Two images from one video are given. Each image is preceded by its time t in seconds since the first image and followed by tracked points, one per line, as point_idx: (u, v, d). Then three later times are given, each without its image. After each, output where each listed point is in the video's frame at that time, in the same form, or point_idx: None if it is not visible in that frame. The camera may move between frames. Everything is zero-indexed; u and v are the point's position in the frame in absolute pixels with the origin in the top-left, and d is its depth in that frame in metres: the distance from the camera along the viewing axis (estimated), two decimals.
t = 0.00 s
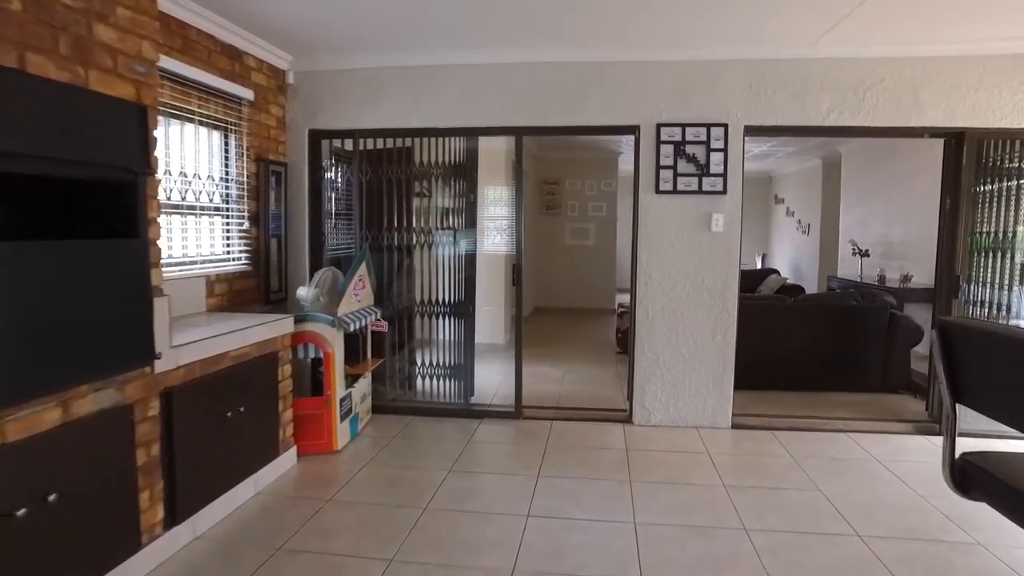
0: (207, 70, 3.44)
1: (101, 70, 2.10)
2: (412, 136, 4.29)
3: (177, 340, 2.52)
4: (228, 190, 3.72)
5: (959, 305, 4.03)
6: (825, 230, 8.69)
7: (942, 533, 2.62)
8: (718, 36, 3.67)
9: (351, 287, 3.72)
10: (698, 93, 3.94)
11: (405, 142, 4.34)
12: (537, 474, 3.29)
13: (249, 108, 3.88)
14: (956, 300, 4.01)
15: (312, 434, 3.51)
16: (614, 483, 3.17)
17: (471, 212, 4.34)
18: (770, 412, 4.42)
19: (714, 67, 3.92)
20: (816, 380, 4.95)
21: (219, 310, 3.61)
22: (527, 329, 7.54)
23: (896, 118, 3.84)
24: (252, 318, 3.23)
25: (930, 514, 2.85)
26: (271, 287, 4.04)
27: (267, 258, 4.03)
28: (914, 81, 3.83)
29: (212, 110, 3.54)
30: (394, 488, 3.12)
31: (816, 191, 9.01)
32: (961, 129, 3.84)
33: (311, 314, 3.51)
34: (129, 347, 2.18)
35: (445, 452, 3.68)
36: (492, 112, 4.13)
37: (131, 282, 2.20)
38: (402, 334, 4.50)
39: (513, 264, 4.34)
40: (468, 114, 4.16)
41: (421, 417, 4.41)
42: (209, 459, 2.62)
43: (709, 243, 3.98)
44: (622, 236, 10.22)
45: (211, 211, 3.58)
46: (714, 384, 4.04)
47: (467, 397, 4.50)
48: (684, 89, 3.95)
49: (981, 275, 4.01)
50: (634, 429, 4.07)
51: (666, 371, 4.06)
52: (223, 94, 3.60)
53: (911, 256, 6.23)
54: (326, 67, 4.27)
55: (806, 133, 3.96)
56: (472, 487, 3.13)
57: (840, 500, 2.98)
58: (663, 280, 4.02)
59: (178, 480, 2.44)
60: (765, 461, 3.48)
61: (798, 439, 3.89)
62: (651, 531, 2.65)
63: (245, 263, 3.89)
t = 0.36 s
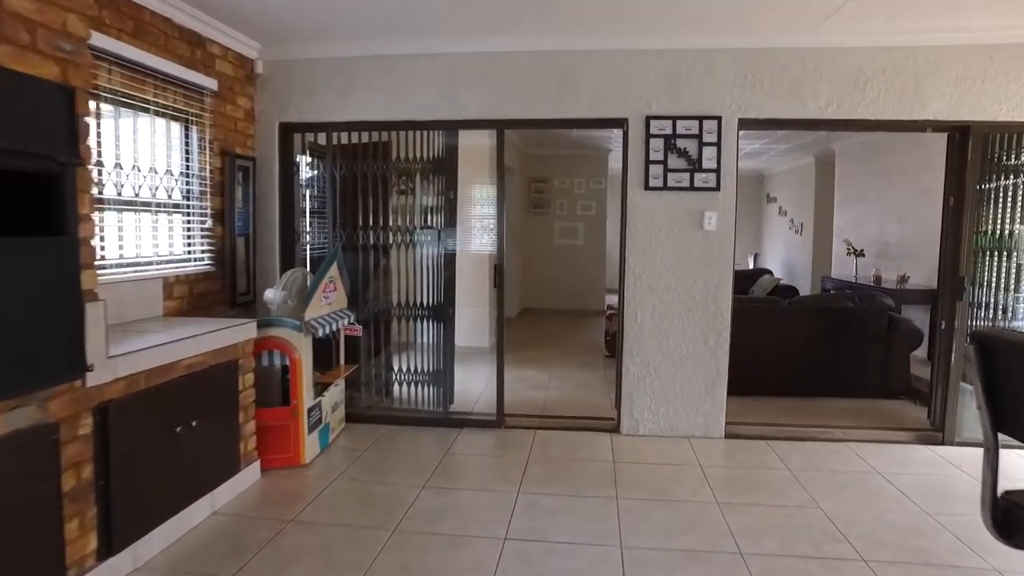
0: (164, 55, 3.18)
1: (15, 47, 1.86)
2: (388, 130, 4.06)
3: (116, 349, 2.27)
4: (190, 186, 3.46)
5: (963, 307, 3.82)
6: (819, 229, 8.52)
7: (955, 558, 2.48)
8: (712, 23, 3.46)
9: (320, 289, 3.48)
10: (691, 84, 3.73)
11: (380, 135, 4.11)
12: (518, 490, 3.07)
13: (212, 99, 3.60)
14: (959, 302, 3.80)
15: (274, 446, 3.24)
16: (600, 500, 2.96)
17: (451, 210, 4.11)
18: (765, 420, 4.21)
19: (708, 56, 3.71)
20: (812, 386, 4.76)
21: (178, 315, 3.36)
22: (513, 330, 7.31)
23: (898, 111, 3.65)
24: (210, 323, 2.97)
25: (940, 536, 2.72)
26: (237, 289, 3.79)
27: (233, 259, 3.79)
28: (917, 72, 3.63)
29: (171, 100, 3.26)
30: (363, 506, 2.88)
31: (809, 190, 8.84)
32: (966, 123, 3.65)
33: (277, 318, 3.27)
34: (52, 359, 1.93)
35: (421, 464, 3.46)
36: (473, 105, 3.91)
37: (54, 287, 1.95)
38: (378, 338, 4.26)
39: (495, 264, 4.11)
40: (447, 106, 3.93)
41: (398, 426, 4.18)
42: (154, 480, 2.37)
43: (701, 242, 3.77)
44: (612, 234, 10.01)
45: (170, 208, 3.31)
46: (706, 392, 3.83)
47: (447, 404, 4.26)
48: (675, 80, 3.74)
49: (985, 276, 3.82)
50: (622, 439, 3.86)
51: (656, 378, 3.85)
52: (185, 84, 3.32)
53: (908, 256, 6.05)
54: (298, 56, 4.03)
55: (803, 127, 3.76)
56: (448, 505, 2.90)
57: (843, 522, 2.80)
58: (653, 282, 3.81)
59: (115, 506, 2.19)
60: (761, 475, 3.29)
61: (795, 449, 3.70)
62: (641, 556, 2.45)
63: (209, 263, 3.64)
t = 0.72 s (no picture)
0: (91, 40, 2.90)
1: None
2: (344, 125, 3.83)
3: (18, 368, 2.01)
4: (122, 183, 3.18)
5: (937, 310, 3.72)
6: (788, 231, 8.47)
7: None
8: (684, 14, 3.30)
9: (267, 294, 3.23)
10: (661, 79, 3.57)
11: (335, 131, 3.88)
12: (479, 509, 2.88)
13: (149, 89, 3.32)
14: (935, 305, 3.70)
15: (216, 465, 2.99)
16: (566, 519, 2.77)
17: (411, 210, 3.90)
18: (736, 428, 4.07)
19: (679, 50, 3.55)
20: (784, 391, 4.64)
21: (109, 323, 3.08)
22: (480, 334, 7.10)
23: (873, 109, 3.53)
24: (141, 333, 2.71)
25: (920, 554, 2.59)
26: (178, 294, 3.52)
27: (174, 262, 3.52)
28: (893, 69, 3.52)
29: (96, 88, 2.97)
30: (308, 532, 2.65)
31: (779, 191, 8.79)
32: (942, 122, 3.55)
33: (219, 327, 3.03)
34: None
35: (375, 481, 3.24)
36: (434, 99, 3.70)
37: None
38: (333, 346, 4.02)
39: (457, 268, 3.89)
40: (406, 100, 3.72)
41: (354, 439, 3.95)
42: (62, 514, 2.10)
43: (671, 245, 3.61)
44: (582, 235, 9.85)
45: (99, 207, 3.03)
46: (677, 400, 3.67)
47: (406, 415, 4.04)
48: (646, 74, 3.57)
49: (959, 279, 3.73)
50: (589, 450, 3.68)
51: (625, 387, 3.68)
52: (113, 71, 3.04)
53: (878, 258, 5.99)
54: (246, 44, 3.77)
55: (777, 125, 3.62)
56: (400, 529, 2.69)
57: (820, 540, 2.66)
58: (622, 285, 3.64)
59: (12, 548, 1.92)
60: (734, 489, 3.14)
61: (768, 460, 3.56)
62: None
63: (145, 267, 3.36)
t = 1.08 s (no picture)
0: None
1: None
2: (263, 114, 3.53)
3: None
4: None
5: (879, 309, 3.68)
6: (729, 230, 8.51)
7: None
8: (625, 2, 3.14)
9: (173, 298, 2.92)
10: (602, 70, 3.41)
11: (252, 121, 3.57)
12: (408, 530, 2.65)
13: (31, 67, 2.94)
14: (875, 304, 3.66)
15: (111, 492, 2.67)
16: (502, 539, 2.57)
17: (338, 208, 3.63)
18: (680, 433, 3.95)
19: (620, 40, 3.40)
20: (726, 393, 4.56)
21: None
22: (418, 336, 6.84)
23: (815, 105, 3.46)
24: (13, 345, 2.37)
25: (868, 563, 2.49)
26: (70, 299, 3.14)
27: (66, 262, 3.15)
28: (835, 65, 3.45)
29: None
30: (211, 564, 2.36)
31: (719, 190, 8.83)
32: (883, 120, 3.50)
33: (114, 336, 2.71)
34: None
35: (295, 501, 2.96)
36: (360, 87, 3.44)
37: None
38: (253, 353, 3.71)
39: (386, 268, 3.63)
40: (331, 88, 3.45)
41: (276, 453, 3.65)
42: None
43: (613, 243, 3.45)
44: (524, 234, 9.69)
45: None
46: (619, 406, 3.52)
47: (333, 427, 3.76)
48: (585, 65, 3.41)
49: (899, 277, 3.70)
50: (528, 460, 3.49)
51: (565, 392, 3.50)
52: None
53: (817, 257, 6.01)
54: (151, 23, 3.44)
55: (720, 120, 3.51)
56: (320, 555, 2.44)
57: (767, 551, 2.54)
58: (562, 286, 3.46)
59: None
60: (679, 498, 3.00)
61: (713, 466, 3.44)
62: None
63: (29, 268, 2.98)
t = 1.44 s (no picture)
0: None
1: None
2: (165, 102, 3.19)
3: None
4: None
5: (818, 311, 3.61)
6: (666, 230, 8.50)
7: None
8: None
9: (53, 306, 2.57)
10: (535, 62, 3.22)
11: (153, 109, 3.23)
12: (324, 563, 2.39)
13: None
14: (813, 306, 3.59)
15: None
16: (428, 568, 2.35)
17: (252, 206, 3.32)
18: (620, 441, 3.80)
19: (554, 31, 3.22)
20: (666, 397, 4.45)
21: None
22: (349, 342, 6.52)
23: (754, 103, 3.36)
24: None
25: None
26: None
27: None
28: (773, 61, 3.36)
29: None
30: None
31: (657, 190, 8.82)
32: (821, 119, 3.44)
33: None
34: None
35: (198, 531, 2.66)
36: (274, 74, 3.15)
37: None
38: (156, 366, 3.37)
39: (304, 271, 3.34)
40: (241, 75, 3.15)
41: (182, 475, 3.32)
42: None
43: (549, 244, 3.27)
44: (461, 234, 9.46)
45: None
46: (557, 415, 3.34)
47: (248, 445, 3.45)
48: (518, 56, 3.21)
49: (836, 278, 3.65)
50: (461, 476, 3.27)
51: (499, 402, 3.30)
52: None
53: (753, 257, 6.00)
54: None
55: (658, 117, 3.38)
56: None
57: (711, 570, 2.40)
58: (495, 290, 3.25)
59: None
60: (619, 514, 2.84)
61: (653, 476, 3.30)
62: None
63: None
